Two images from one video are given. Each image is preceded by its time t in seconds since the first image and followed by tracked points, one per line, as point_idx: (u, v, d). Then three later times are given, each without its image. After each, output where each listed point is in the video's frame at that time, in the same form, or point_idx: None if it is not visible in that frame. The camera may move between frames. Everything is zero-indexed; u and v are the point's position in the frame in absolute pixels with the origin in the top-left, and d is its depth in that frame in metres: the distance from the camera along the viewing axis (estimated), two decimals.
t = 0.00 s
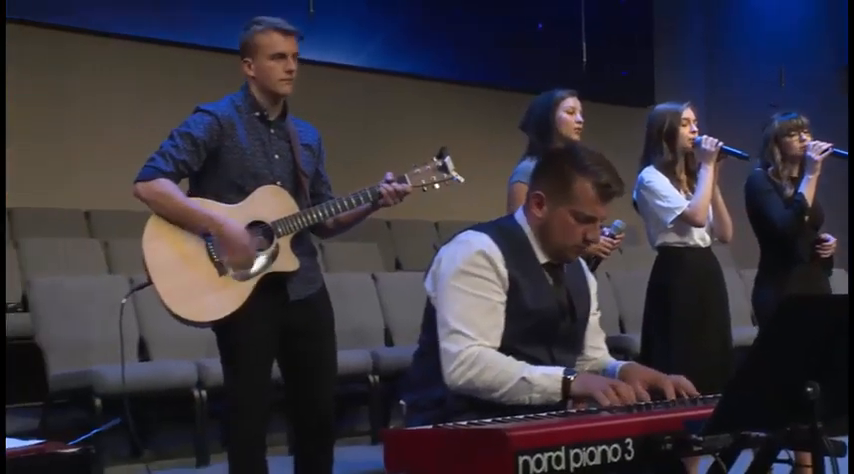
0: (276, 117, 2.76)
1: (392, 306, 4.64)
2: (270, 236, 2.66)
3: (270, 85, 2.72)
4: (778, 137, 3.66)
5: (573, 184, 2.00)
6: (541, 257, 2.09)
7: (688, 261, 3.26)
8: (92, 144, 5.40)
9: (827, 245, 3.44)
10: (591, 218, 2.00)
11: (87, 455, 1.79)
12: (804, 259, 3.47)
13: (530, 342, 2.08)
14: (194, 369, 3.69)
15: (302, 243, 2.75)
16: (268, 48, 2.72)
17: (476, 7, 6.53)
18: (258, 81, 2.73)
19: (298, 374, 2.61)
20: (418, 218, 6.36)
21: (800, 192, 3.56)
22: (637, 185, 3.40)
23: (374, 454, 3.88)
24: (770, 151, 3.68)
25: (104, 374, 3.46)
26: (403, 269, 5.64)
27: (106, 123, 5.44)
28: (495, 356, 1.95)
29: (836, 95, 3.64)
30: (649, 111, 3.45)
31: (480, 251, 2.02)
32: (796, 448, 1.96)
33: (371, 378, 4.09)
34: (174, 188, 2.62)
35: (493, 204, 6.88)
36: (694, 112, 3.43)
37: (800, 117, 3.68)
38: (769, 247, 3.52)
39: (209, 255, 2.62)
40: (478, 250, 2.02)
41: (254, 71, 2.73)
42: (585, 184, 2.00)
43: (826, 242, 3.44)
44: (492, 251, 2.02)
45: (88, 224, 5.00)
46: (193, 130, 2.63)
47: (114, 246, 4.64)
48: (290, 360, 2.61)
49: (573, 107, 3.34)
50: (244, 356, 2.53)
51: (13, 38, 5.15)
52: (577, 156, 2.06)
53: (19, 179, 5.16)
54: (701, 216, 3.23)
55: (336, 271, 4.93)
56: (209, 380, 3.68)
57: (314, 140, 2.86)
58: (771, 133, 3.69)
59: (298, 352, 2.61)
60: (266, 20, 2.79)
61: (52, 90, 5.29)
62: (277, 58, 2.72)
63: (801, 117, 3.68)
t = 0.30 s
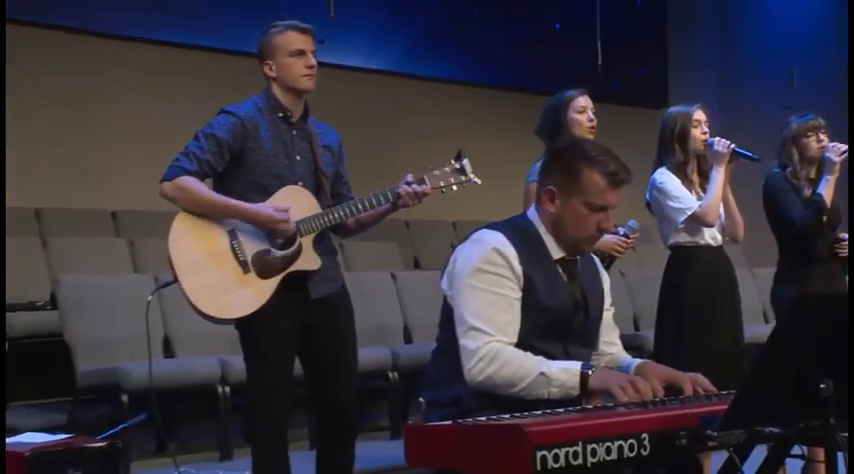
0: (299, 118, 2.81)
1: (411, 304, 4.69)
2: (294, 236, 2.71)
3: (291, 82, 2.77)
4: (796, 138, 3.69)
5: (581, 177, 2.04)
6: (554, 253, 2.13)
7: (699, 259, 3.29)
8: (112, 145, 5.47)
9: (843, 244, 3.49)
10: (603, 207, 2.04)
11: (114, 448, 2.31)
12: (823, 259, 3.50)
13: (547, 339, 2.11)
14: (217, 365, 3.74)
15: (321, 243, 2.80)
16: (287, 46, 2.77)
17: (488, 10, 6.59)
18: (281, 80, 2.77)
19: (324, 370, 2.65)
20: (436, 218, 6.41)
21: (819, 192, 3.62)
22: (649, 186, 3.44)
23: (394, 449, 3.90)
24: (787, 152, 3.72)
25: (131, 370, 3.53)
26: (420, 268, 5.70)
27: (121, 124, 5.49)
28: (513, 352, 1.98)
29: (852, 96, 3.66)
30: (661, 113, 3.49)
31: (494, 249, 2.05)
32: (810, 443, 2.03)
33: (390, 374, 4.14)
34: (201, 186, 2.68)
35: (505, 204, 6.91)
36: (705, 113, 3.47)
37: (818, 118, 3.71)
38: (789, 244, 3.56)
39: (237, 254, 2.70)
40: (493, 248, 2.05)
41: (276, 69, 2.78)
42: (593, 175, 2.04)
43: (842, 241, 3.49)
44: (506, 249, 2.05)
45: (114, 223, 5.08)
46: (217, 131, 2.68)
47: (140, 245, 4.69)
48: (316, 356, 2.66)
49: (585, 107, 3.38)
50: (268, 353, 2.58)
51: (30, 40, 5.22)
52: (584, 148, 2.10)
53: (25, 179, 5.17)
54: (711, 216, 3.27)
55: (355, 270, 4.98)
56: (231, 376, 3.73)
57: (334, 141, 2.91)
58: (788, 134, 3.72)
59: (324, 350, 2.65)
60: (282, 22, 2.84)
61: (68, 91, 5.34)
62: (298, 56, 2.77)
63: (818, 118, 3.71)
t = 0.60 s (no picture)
0: (301, 120, 2.86)
1: (411, 302, 4.75)
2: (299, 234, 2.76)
3: (296, 84, 2.82)
4: (791, 141, 3.72)
5: (561, 171, 2.09)
6: (542, 251, 2.17)
7: (691, 259, 3.35)
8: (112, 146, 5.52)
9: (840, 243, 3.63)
10: (586, 199, 2.09)
11: (119, 443, 2.54)
12: (822, 258, 3.57)
13: (541, 337, 2.16)
14: (221, 362, 3.80)
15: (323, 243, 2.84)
16: (289, 48, 2.82)
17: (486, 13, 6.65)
18: (287, 81, 2.83)
19: (326, 369, 2.71)
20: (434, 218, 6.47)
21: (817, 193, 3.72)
22: (642, 187, 3.50)
23: (394, 443, 3.96)
24: (783, 154, 3.75)
25: (137, 367, 3.58)
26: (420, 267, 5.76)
27: (122, 125, 5.54)
28: (508, 353, 2.03)
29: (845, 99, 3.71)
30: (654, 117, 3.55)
31: (483, 251, 2.09)
32: (800, 437, 2.07)
33: (391, 370, 4.21)
34: (210, 187, 2.72)
35: (500, 203, 6.98)
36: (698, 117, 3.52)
37: (812, 122, 3.75)
38: (788, 243, 3.61)
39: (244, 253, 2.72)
40: (482, 250, 2.09)
41: (280, 71, 2.83)
42: (573, 168, 2.09)
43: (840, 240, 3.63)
44: (496, 250, 2.09)
45: (119, 223, 5.13)
46: (222, 133, 2.73)
47: (145, 245, 4.74)
48: (318, 355, 2.71)
49: (578, 110, 3.43)
50: (273, 353, 2.63)
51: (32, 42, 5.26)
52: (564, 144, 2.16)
53: (27, 180, 5.22)
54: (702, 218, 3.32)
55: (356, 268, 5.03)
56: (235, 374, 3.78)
57: (335, 143, 2.96)
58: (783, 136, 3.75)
59: (326, 349, 2.71)
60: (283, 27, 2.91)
61: (70, 93, 5.39)
62: (300, 57, 2.83)
63: (812, 122, 3.75)
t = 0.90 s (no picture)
0: (295, 122, 2.92)
1: (403, 300, 4.81)
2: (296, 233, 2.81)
3: (291, 89, 2.88)
4: (776, 144, 3.79)
5: (537, 170, 2.16)
6: (524, 248, 2.23)
7: (677, 258, 3.41)
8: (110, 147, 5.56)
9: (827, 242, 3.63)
10: (562, 196, 2.16)
11: (118, 438, 2.59)
12: (808, 258, 3.64)
13: (526, 334, 2.22)
14: (218, 358, 3.86)
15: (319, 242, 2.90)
16: (286, 54, 2.88)
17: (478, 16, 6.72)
18: (281, 85, 2.88)
19: (321, 366, 2.76)
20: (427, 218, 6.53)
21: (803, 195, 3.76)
22: (629, 189, 3.57)
23: (387, 438, 4.02)
24: (768, 157, 3.82)
25: (137, 363, 3.63)
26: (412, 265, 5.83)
27: (119, 126, 5.58)
28: (496, 352, 2.09)
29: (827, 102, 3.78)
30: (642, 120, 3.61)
31: (466, 251, 2.15)
32: (781, 431, 2.09)
33: (383, 367, 4.27)
34: (210, 189, 2.76)
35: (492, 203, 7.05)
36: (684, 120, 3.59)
37: (795, 125, 3.83)
38: (775, 243, 3.67)
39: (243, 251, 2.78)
40: (464, 250, 2.15)
41: (275, 76, 2.89)
42: (549, 167, 2.16)
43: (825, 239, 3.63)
44: (478, 250, 2.15)
45: (119, 222, 5.18)
46: (222, 135, 2.79)
47: (144, 244, 4.80)
48: (314, 352, 2.77)
49: (564, 111, 3.49)
50: (271, 350, 2.69)
51: (32, 43, 5.31)
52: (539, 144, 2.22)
53: (25, 180, 5.26)
54: (687, 217, 3.40)
55: (350, 266, 5.09)
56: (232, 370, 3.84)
57: (328, 144, 3.02)
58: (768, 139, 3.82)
59: (321, 346, 2.76)
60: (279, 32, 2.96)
61: (67, 94, 5.43)
62: (295, 63, 2.89)
63: (795, 125, 3.82)
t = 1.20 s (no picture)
0: (295, 125, 2.98)
1: (398, 298, 4.87)
2: (293, 233, 2.87)
3: (292, 98, 2.93)
4: (762, 146, 3.85)
5: (525, 167, 2.22)
6: (515, 245, 2.28)
7: (670, 258, 3.47)
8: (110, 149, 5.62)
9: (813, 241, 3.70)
10: (551, 192, 2.22)
11: (122, 432, 2.65)
12: (795, 257, 3.69)
13: (519, 329, 2.28)
14: (219, 354, 3.93)
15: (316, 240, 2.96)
16: (290, 63, 2.92)
17: (474, 18, 6.79)
18: (281, 92, 2.93)
19: (319, 363, 2.82)
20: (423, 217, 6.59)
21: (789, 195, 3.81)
22: (624, 188, 3.63)
23: (385, 433, 4.08)
24: (756, 159, 3.88)
25: (140, 360, 3.68)
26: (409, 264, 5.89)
27: (120, 128, 5.64)
28: (490, 346, 2.14)
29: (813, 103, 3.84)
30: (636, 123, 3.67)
31: (459, 247, 2.21)
32: (768, 425, 2.14)
33: (381, 363, 4.33)
34: (208, 191, 2.83)
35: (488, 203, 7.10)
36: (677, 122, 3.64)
37: (781, 126, 3.89)
38: (764, 243, 3.73)
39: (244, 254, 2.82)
40: (457, 247, 2.21)
41: (277, 83, 2.93)
42: (536, 164, 2.22)
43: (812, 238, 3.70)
44: (471, 246, 2.21)
45: (124, 223, 5.25)
46: (223, 137, 2.84)
47: (147, 242, 4.86)
48: (312, 350, 2.82)
49: (555, 114, 3.55)
50: (270, 347, 2.75)
51: (33, 46, 5.36)
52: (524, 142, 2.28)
53: (27, 182, 5.32)
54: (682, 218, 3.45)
55: (346, 265, 5.15)
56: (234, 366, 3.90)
57: (326, 145, 3.08)
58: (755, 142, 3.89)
59: (319, 344, 2.82)
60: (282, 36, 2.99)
61: (68, 96, 5.48)
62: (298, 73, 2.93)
63: (781, 126, 3.89)
